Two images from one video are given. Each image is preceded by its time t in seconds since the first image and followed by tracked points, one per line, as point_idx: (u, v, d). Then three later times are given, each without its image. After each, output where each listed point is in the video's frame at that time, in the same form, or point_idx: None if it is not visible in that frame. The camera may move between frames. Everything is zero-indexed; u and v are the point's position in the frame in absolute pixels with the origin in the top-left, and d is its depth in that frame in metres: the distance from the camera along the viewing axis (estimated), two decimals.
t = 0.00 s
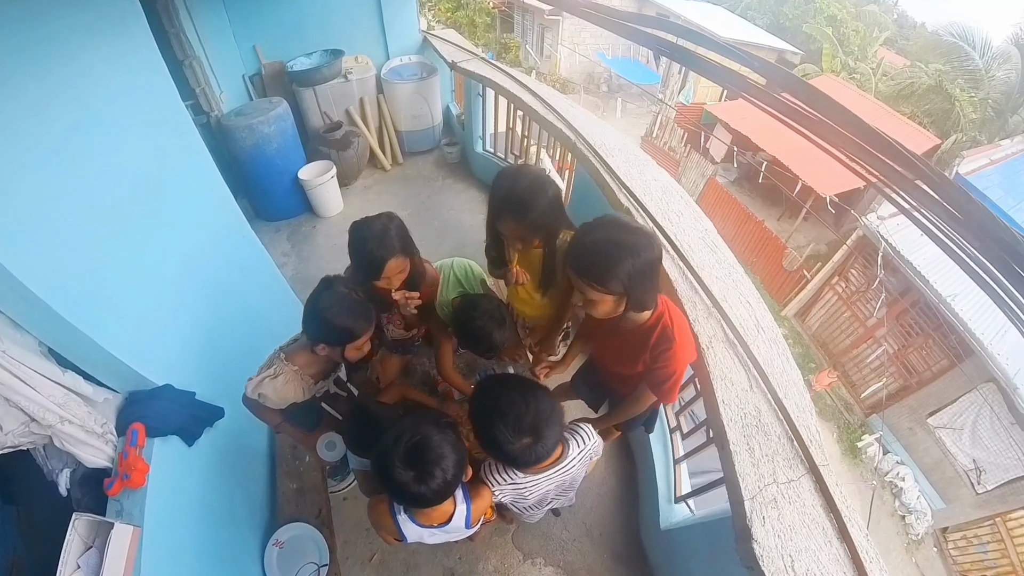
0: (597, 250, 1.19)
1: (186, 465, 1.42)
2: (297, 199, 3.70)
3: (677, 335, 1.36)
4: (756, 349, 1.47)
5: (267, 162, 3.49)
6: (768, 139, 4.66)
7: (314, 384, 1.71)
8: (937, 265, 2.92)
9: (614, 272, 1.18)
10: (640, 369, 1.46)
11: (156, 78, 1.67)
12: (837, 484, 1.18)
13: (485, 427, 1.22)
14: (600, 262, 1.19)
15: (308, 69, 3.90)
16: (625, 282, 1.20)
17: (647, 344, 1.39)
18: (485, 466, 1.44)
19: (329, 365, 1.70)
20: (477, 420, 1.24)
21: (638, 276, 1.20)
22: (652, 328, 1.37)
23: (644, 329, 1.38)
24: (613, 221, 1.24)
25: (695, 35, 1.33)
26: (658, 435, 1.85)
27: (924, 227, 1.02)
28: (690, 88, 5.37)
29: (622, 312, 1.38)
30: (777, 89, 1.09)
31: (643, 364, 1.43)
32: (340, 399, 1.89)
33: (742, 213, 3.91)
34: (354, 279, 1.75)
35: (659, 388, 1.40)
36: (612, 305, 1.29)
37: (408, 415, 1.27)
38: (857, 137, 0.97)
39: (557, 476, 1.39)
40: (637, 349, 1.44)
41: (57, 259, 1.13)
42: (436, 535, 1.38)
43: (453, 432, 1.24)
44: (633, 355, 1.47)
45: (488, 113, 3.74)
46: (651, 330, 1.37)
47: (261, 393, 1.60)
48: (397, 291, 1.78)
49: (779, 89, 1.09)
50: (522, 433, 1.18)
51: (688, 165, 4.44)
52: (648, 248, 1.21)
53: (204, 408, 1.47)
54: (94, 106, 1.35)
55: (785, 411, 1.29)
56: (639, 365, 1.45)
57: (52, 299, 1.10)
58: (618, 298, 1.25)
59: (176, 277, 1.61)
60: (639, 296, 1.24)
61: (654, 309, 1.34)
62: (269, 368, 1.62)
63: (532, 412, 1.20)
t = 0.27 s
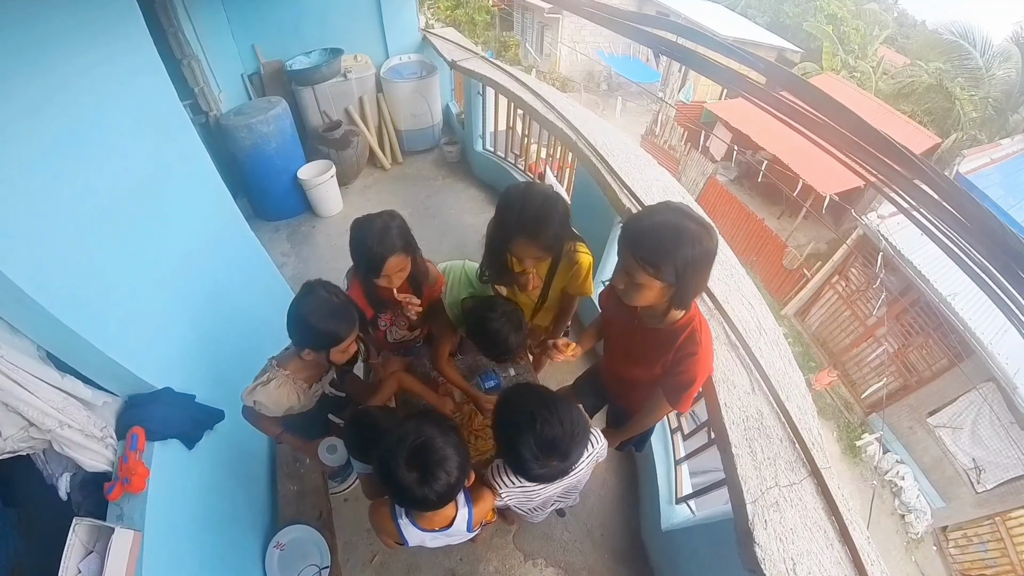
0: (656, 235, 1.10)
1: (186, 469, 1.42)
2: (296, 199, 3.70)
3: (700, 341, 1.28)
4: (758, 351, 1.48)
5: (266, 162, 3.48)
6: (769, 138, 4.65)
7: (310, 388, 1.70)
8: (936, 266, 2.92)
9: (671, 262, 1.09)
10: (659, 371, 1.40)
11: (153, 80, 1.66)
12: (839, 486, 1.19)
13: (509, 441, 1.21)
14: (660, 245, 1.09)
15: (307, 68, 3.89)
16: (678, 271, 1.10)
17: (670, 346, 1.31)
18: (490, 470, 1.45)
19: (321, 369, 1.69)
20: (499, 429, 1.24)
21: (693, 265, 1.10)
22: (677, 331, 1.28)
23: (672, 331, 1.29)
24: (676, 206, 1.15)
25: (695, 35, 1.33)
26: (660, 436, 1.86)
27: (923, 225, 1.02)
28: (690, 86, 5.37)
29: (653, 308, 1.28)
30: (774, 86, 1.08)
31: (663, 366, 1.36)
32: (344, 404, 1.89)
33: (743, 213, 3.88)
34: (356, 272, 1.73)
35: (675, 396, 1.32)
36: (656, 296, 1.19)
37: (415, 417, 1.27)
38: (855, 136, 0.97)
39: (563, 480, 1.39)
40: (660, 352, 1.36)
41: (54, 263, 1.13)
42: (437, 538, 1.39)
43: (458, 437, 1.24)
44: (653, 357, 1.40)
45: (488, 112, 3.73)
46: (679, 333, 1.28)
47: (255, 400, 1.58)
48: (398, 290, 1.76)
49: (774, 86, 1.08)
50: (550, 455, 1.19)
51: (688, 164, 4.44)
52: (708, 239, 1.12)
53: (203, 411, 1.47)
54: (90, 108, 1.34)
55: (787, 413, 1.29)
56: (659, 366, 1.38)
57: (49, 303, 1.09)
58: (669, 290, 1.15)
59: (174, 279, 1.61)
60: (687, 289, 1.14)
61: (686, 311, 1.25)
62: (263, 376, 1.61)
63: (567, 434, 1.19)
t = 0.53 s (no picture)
0: (681, 234, 1.09)
1: (186, 469, 1.42)
2: (295, 198, 3.69)
3: (709, 344, 1.28)
4: (756, 350, 1.48)
5: (265, 161, 3.48)
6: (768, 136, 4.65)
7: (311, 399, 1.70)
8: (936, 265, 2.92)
9: (693, 259, 1.08)
10: (664, 374, 1.41)
11: (152, 80, 1.66)
12: (836, 487, 1.19)
13: (524, 443, 1.21)
14: (679, 244, 1.09)
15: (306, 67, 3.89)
16: (697, 270, 1.09)
17: (677, 350, 1.31)
18: (491, 473, 1.46)
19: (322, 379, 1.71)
20: (515, 429, 1.25)
21: (712, 264, 1.09)
22: (688, 333, 1.27)
23: (681, 334, 1.28)
24: (702, 205, 1.14)
25: (693, 35, 1.33)
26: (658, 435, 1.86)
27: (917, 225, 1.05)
28: (690, 85, 5.35)
29: (664, 309, 1.28)
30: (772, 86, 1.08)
31: (668, 369, 1.38)
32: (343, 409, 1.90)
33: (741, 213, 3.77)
34: (357, 270, 1.72)
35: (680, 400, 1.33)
36: (671, 295, 1.18)
37: (419, 419, 1.27)
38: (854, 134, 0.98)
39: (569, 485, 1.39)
40: (665, 355, 1.37)
41: (54, 264, 1.14)
42: (434, 539, 1.39)
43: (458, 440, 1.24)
44: (659, 359, 1.40)
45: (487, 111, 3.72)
46: (690, 337, 1.28)
47: (260, 415, 1.57)
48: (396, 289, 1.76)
49: (772, 87, 1.08)
50: (568, 458, 1.19)
51: (688, 162, 4.43)
52: (730, 241, 1.11)
53: (202, 411, 1.47)
54: (88, 108, 1.34)
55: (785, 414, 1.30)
56: (664, 369, 1.40)
57: (48, 304, 1.09)
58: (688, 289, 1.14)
59: (173, 280, 1.61)
60: (704, 289, 1.13)
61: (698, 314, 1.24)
62: (269, 391, 1.61)
63: (587, 438, 1.20)
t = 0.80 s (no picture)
0: (701, 225, 1.07)
1: (183, 468, 1.41)
2: (294, 196, 3.68)
3: (721, 337, 1.27)
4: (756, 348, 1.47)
5: (263, 159, 3.46)
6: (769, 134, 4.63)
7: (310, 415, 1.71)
8: (938, 262, 2.90)
9: (712, 252, 1.07)
10: (678, 367, 1.37)
11: (149, 76, 1.65)
12: (838, 486, 1.21)
13: (527, 442, 1.21)
14: (693, 237, 1.08)
15: (304, 65, 3.87)
16: (713, 261, 1.09)
17: (689, 344, 1.29)
18: (492, 473, 1.45)
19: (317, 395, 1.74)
20: (519, 427, 1.25)
21: (728, 255, 1.08)
22: (700, 328, 1.25)
23: (694, 326, 1.27)
24: (718, 197, 1.13)
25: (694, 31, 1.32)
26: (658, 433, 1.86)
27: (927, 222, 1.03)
28: (690, 83, 5.34)
29: (678, 299, 1.26)
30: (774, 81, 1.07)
31: (681, 363, 1.35)
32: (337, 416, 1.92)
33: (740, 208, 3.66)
34: (353, 264, 1.71)
35: (693, 394, 1.32)
36: (687, 287, 1.17)
37: (418, 417, 1.26)
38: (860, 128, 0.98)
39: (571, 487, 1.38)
40: (674, 348, 1.35)
41: (48, 260, 1.12)
42: (432, 538, 1.39)
43: (457, 439, 1.24)
44: (665, 351, 1.38)
45: (487, 108, 3.71)
46: (704, 331, 1.26)
47: (264, 439, 1.57)
48: (394, 283, 1.74)
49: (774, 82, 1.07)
50: (572, 458, 1.18)
51: (688, 161, 4.42)
52: (748, 233, 1.09)
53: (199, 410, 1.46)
54: (84, 104, 1.33)
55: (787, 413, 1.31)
56: (676, 363, 1.37)
57: (42, 301, 1.08)
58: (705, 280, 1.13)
59: (169, 278, 1.60)
60: (721, 278, 1.13)
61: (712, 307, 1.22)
62: (268, 413, 1.61)
63: (593, 438, 1.20)
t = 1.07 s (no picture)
0: (719, 217, 1.09)
1: (182, 468, 1.41)
2: (292, 194, 3.66)
3: (729, 330, 1.28)
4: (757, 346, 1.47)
5: (261, 156, 3.44)
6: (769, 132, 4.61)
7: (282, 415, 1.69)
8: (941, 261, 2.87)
9: (728, 243, 1.09)
10: (682, 361, 1.37)
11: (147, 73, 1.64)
12: (840, 484, 1.23)
13: (527, 439, 1.21)
14: (707, 229, 1.10)
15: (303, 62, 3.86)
16: (727, 255, 1.10)
17: (696, 338, 1.29)
18: (495, 473, 1.45)
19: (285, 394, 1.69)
20: (519, 424, 1.24)
21: (742, 250, 1.10)
22: (708, 321, 1.26)
23: (702, 319, 1.27)
24: (730, 193, 1.14)
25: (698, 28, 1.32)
26: (659, 432, 1.85)
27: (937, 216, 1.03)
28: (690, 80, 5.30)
29: (686, 292, 1.25)
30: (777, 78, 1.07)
31: (686, 356, 1.34)
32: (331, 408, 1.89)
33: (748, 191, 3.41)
34: (350, 261, 1.70)
35: (696, 389, 1.33)
36: (700, 282, 1.18)
37: (416, 418, 1.25)
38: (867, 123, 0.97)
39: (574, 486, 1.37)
40: (682, 339, 1.34)
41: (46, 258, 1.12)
42: (433, 539, 1.38)
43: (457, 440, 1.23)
44: (670, 343, 1.37)
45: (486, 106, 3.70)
46: (712, 324, 1.26)
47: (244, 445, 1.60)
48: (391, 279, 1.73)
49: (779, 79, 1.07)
50: (570, 454, 1.18)
51: (687, 158, 4.39)
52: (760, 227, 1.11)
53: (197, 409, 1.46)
54: (83, 102, 1.32)
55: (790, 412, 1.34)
56: (682, 357, 1.36)
57: (40, 300, 1.07)
58: (717, 273, 1.14)
59: (167, 276, 1.59)
60: (735, 270, 1.14)
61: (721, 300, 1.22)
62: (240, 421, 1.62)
63: (589, 433, 1.19)
